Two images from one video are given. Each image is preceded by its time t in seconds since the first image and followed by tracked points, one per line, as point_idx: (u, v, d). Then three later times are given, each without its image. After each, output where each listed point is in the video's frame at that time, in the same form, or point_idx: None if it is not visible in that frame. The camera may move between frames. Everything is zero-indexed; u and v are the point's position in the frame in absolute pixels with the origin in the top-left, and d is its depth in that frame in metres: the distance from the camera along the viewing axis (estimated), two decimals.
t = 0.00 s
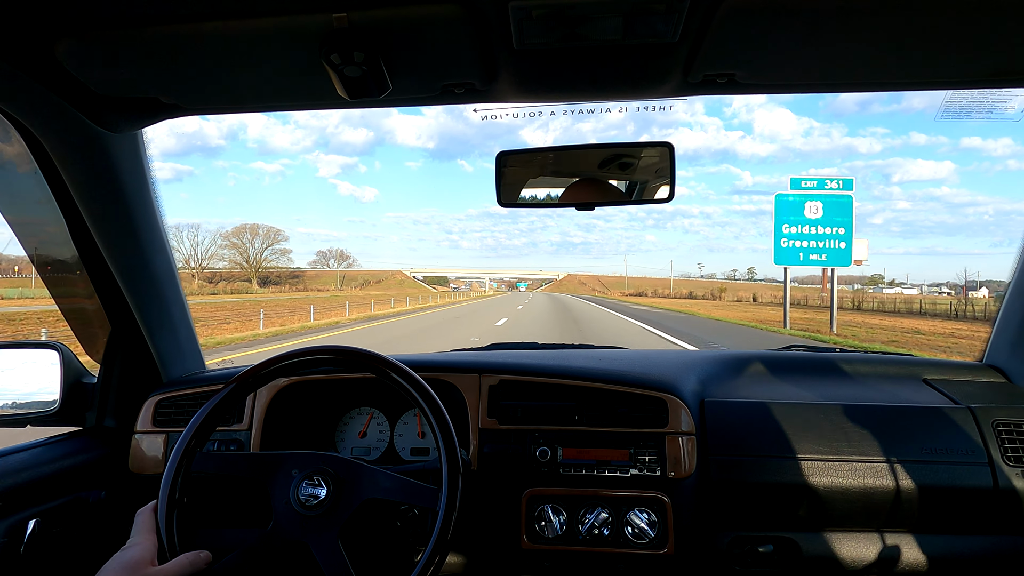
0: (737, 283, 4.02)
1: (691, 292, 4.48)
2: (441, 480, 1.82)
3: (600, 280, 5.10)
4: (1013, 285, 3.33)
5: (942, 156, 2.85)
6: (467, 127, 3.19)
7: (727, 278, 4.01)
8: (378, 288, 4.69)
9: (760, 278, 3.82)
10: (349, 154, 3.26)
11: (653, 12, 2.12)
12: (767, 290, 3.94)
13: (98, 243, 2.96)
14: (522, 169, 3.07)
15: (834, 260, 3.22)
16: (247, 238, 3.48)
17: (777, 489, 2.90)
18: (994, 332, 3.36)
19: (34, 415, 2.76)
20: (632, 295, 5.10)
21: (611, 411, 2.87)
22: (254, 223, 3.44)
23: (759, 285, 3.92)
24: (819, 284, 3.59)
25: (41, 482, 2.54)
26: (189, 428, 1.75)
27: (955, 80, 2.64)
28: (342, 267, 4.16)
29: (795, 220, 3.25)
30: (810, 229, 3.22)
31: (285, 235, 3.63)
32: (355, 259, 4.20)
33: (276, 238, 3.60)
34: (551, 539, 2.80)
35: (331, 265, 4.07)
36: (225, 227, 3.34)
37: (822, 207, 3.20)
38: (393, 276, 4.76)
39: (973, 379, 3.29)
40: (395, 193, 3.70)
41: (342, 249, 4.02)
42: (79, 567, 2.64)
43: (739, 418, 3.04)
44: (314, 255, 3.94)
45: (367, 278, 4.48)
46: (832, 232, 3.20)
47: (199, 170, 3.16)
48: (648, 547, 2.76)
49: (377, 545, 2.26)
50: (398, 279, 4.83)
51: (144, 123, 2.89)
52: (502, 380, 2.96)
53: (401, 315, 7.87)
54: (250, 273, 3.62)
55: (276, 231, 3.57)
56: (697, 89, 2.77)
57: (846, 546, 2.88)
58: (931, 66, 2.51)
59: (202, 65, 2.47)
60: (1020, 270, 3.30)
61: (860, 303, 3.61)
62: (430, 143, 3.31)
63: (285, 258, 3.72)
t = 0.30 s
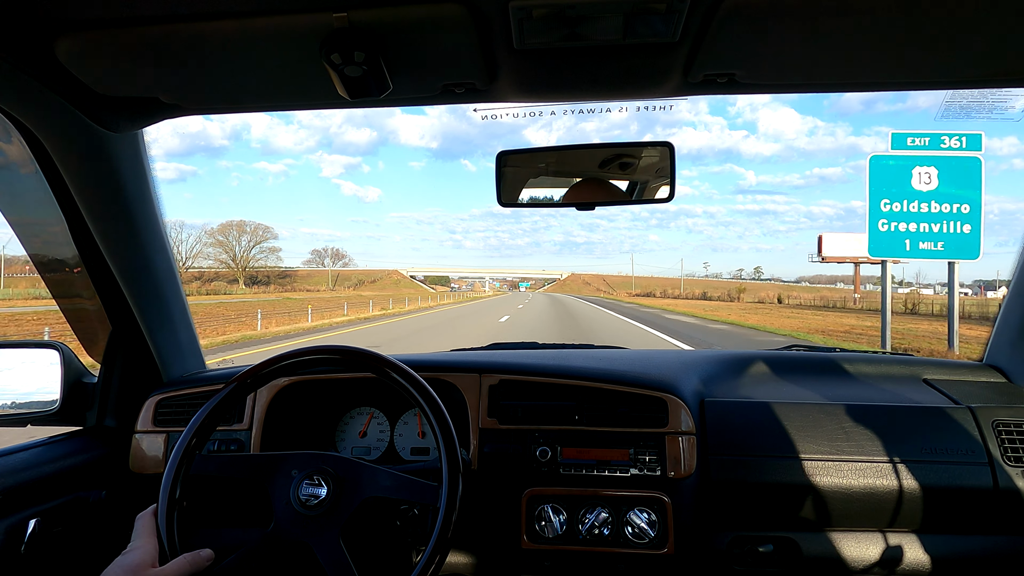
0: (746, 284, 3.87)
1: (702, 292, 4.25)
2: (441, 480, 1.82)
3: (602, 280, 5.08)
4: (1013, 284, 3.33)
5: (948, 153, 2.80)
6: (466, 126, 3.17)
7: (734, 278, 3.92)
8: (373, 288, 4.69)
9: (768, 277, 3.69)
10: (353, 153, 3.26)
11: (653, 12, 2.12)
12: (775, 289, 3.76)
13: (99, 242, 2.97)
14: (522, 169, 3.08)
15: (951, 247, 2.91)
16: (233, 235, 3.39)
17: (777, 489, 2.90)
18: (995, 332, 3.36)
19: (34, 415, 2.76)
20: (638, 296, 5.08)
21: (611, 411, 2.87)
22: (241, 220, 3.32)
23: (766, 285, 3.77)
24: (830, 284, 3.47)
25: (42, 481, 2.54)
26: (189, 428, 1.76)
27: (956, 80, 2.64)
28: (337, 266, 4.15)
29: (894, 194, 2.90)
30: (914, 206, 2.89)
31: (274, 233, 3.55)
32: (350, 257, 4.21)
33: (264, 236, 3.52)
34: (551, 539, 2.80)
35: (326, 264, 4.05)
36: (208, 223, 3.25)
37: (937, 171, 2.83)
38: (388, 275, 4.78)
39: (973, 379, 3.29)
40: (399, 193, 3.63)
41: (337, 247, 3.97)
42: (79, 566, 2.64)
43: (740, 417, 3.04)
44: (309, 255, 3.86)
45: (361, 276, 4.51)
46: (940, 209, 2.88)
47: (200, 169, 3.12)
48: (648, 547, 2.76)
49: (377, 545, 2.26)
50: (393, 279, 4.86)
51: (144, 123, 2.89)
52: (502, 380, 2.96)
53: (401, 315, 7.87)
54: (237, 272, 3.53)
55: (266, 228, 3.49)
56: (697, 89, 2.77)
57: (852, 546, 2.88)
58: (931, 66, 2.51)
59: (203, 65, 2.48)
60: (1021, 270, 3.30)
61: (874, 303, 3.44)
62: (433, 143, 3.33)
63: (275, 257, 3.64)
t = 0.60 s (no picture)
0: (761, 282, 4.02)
1: (721, 291, 4.35)
2: (441, 479, 1.82)
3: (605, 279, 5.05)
4: (1014, 283, 3.32)
5: (953, 153, 2.83)
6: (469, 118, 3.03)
7: (739, 276, 4.04)
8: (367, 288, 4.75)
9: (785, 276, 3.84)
10: (356, 153, 3.32)
11: (653, 11, 2.12)
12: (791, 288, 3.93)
13: (98, 242, 2.97)
14: (522, 169, 3.08)
15: None
16: (219, 231, 3.42)
17: (777, 489, 2.90)
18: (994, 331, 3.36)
19: (33, 415, 2.75)
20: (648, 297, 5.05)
21: (611, 412, 2.87)
22: (227, 217, 3.37)
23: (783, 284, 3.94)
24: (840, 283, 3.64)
25: (41, 481, 2.54)
26: (189, 428, 1.76)
27: (955, 80, 2.65)
28: (336, 264, 4.32)
29: None
30: None
31: (262, 229, 3.61)
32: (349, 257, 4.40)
33: (251, 232, 3.57)
34: (551, 539, 2.81)
35: (325, 263, 4.19)
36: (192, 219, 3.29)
37: None
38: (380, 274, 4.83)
39: (973, 379, 3.29)
40: (402, 193, 3.71)
41: (334, 245, 4.08)
42: (79, 566, 2.64)
43: (741, 417, 3.04)
44: (303, 253, 3.94)
45: (356, 276, 4.51)
46: None
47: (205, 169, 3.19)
48: (648, 547, 2.76)
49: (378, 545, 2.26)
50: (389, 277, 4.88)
51: (144, 123, 2.89)
52: (502, 380, 2.96)
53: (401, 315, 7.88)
54: (223, 272, 3.58)
55: (254, 225, 3.56)
56: (697, 89, 2.77)
57: (855, 546, 2.88)
58: (931, 66, 2.51)
59: (202, 64, 2.48)
60: (1021, 270, 3.29)
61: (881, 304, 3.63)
62: (437, 143, 3.28)
63: (263, 254, 3.70)
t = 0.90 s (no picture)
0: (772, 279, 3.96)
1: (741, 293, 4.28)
2: (441, 480, 1.82)
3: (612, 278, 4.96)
4: (1014, 284, 3.30)
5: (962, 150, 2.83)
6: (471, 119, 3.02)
7: (749, 275, 4.03)
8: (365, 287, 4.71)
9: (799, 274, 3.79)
10: (362, 153, 3.36)
11: (653, 12, 2.12)
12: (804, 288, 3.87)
13: (98, 242, 2.98)
14: (522, 169, 3.08)
15: None
16: (203, 229, 3.32)
17: (778, 488, 2.90)
18: (995, 331, 3.36)
19: (33, 416, 2.74)
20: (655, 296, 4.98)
21: (611, 411, 2.87)
22: (212, 213, 3.28)
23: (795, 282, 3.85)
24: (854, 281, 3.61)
25: (41, 482, 2.54)
26: (189, 428, 1.76)
27: (955, 80, 2.64)
28: (332, 264, 4.24)
29: None
30: None
31: (251, 226, 3.46)
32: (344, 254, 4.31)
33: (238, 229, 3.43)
34: (551, 539, 2.81)
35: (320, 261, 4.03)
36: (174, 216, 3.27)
37: None
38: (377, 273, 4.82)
39: (973, 379, 3.29)
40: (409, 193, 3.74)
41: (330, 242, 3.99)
42: (78, 567, 2.64)
43: (741, 417, 3.04)
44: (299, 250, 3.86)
45: (351, 275, 4.43)
46: None
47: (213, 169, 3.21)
48: (648, 548, 2.76)
49: (377, 545, 2.26)
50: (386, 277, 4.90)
51: (144, 123, 2.89)
52: (502, 380, 2.96)
53: (403, 314, 7.88)
54: (209, 271, 3.45)
55: (242, 221, 3.40)
56: (697, 89, 2.77)
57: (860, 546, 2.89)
58: (931, 66, 2.51)
59: (201, 65, 2.48)
60: (1021, 270, 3.28)
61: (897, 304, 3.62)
62: (443, 142, 3.31)
63: (251, 254, 3.55)
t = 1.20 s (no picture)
0: (788, 279, 3.94)
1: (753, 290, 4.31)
2: (441, 480, 1.82)
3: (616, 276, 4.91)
4: (1014, 282, 3.30)
5: (970, 148, 2.87)
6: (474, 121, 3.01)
7: (759, 274, 4.06)
8: (357, 286, 4.71)
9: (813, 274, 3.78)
10: (367, 152, 3.34)
11: (653, 12, 2.12)
12: (818, 287, 3.84)
13: (98, 242, 2.98)
14: (522, 169, 3.09)
15: None
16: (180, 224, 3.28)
17: (779, 488, 2.90)
18: (995, 332, 3.35)
19: (33, 415, 2.74)
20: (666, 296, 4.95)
21: (611, 412, 2.87)
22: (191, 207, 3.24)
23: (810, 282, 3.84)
24: (873, 281, 3.62)
25: (40, 482, 2.54)
26: (189, 427, 1.76)
27: (955, 80, 2.64)
28: (328, 262, 4.22)
29: None
30: None
31: (232, 221, 3.36)
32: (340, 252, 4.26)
33: (221, 225, 3.34)
34: (550, 540, 2.81)
35: (313, 259, 4.05)
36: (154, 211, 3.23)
37: None
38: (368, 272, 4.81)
39: (972, 379, 3.30)
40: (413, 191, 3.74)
41: (324, 240, 3.98)
42: (78, 567, 2.64)
43: (741, 417, 3.04)
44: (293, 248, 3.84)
45: (343, 274, 4.43)
46: None
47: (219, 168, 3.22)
48: (648, 547, 2.76)
49: (378, 545, 2.26)
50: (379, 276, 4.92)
51: (144, 123, 2.89)
52: (502, 380, 2.96)
53: (403, 314, 7.88)
54: (190, 270, 3.38)
55: (223, 216, 3.31)
56: (697, 89, 2.77)
57: (863, 546, 2.89)
58: (931, 66, 2.51)
59: (201, 64, 2.48)
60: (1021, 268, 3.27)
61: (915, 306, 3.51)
62: (448, 141, 3.29)
63: (236, 251, 3.43)
